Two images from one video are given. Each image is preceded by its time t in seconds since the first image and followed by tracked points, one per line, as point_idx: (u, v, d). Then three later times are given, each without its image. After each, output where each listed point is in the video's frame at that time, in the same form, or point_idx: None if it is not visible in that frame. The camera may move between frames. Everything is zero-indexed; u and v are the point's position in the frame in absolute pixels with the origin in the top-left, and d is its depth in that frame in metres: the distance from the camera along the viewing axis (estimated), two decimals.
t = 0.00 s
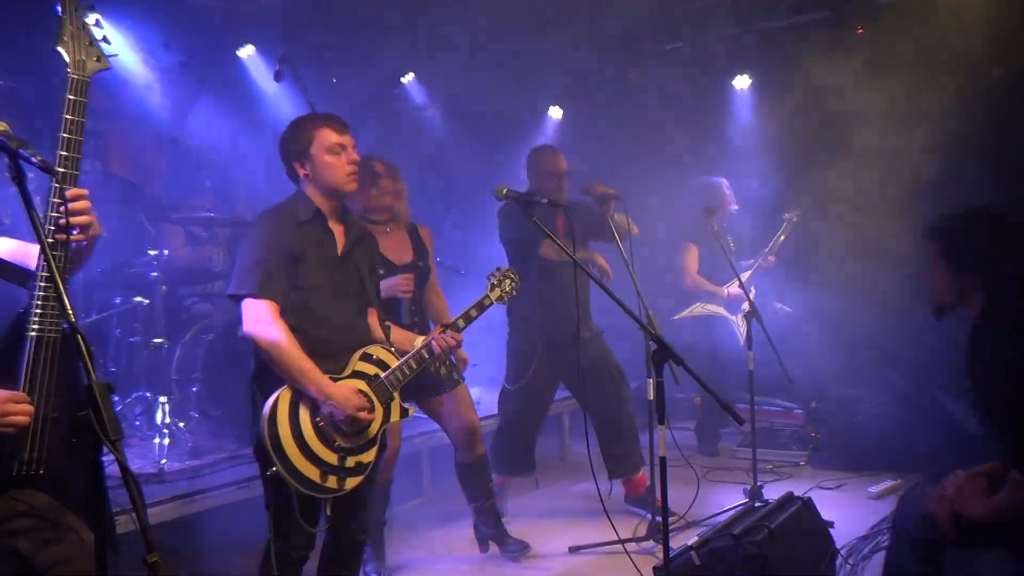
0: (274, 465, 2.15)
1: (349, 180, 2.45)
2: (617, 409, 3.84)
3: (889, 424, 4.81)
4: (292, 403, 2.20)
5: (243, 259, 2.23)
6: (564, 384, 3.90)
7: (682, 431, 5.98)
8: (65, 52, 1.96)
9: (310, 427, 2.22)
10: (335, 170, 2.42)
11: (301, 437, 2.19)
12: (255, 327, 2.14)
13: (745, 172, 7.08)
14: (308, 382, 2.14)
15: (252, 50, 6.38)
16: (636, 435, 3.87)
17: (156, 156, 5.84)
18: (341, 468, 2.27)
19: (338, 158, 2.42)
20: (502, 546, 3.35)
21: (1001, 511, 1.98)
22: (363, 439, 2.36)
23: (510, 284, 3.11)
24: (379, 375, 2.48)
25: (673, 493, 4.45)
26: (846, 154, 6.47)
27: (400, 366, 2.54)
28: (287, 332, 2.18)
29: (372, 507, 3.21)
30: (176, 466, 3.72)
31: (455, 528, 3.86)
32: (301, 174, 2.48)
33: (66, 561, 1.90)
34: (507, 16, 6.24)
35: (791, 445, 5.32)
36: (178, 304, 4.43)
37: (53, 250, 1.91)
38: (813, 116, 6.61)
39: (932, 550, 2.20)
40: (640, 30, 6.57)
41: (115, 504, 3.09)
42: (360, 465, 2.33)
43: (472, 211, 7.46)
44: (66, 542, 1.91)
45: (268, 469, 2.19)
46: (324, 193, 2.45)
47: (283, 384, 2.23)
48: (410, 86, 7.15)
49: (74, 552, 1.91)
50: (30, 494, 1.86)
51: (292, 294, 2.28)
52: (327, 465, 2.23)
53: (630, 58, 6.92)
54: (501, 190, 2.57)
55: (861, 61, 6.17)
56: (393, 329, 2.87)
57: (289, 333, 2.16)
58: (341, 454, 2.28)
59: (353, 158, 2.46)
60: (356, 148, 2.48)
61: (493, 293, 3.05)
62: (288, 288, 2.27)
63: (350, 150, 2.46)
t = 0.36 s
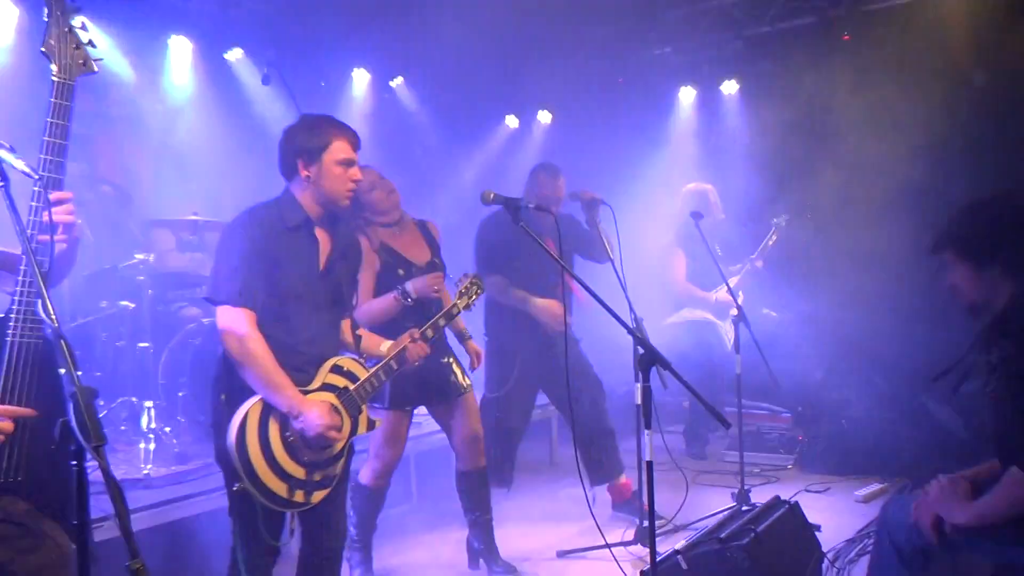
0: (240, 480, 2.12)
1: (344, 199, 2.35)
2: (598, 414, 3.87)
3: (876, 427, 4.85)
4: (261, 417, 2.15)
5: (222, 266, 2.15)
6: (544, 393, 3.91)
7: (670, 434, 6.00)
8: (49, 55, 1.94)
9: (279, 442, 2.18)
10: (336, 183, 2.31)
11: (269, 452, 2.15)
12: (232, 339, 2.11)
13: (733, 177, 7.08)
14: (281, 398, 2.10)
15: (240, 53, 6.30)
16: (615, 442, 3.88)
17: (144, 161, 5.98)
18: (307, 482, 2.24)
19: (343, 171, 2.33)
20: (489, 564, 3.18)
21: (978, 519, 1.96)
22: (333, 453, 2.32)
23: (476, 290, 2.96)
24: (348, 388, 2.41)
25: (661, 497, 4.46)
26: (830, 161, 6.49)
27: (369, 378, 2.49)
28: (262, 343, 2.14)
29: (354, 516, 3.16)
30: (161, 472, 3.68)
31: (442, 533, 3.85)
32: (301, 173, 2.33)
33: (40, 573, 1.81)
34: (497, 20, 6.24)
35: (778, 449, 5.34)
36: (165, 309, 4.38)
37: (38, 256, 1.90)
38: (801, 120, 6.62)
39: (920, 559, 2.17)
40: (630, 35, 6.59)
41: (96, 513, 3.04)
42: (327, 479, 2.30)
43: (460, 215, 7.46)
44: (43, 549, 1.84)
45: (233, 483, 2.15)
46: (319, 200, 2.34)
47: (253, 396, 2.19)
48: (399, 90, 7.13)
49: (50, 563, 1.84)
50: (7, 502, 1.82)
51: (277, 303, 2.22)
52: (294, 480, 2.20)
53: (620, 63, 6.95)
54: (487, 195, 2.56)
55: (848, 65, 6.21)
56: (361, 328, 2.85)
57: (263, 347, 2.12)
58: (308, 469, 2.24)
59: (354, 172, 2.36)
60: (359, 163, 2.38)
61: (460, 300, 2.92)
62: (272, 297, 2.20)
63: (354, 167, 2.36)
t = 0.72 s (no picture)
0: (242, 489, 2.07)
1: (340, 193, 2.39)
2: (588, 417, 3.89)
3: (866, 430, 4.87)
4: (262, 426, 2.11)
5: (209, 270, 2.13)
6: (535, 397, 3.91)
7: (661, 438, 6.00)
8: (29, 61, 1.94)
9: (279, 450, 2.14)
10: (331, 176, 2.34)
11: (270, 460, 2.11)
12: (235, 347, 2.06)
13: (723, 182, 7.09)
14: (287, 408, 2.07)
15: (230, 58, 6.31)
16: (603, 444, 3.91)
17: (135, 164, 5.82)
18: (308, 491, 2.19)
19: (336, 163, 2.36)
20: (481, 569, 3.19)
21: (972, 522, 1.98)
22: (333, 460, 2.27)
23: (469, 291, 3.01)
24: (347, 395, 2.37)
25: (653, 501, 4.47)
26: (816, 165, 6.50)
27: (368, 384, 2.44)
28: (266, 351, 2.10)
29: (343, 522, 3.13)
30: (149, 478, 3.66)
31: (434, 538, 3.84)
32: (293, 168, 2.33)
33: None
34: (485, 24, 6.25)
35: (769, 452, 5.36)
36: (153, 313, 4.37)
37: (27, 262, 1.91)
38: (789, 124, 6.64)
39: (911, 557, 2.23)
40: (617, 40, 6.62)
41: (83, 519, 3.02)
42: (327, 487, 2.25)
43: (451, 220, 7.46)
44: (29, 559, 1.81)
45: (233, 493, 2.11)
46: (314, 197, 2.35)
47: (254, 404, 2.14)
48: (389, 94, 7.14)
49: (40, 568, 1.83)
50: None
51: (270, 307, 2.19)
52: (294, 489, 2.16)
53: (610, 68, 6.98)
54: (477, 199, 2.57)
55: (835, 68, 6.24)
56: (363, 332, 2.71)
57: (266, 354, 2.08)
58: (308, 477, 2.19)
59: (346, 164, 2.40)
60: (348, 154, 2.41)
61: (455, 304, 2.96)
62: (269, 299, 2.19)
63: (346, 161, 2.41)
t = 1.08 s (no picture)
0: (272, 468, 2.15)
1: (400, 194, 2.40)
2: (587, 423, 3.88)
3: (864, 434, 4.87)
4: (302, 409, 2.20)
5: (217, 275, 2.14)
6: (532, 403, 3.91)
7: (658, 443, 6.00)
8: (48, 67, 1.97)
9: (314, 438, 2.21)
10: (387, 179, 2.38)
11: (302, 446, 2.18)
12: (288, 329, 2.17)
13: (722, 187, 7.09)
14: (322, 395, 2.12)
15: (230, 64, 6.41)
16: (602, 450, 3.91)
17: (132, 166, 5.84)
18: (334, 483, 2.23)
19: (393, 167, 2.39)
20: None
21: (960, 526, 1.99)
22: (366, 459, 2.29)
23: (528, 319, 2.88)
24: (388, 398, 2.38)
25: (650, 506, 4.46)
26: (815, 169, 6.52)
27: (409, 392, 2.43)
28: (318, 339, 2.18)
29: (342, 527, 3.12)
30: (147, 482, 3.65)
31: (432, 543, 3.83)
32: (356, 177, 2.46)
33: None
34: (484, 28, 6.27)
35: (767, 457, 5.36)
36: (153, 318, 4.37)
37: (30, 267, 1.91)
38: (786, 130, 6.66)
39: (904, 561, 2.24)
40: (617, 44, 6.64)
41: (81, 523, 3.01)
42: (355, 483, 2.28)
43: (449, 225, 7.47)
44: (25, 564, 1.82)
45: (266, 472, 2.19)
46: (374, 200, 2.42)
47: (301, 388, 2.24)
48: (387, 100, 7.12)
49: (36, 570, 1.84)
50: None
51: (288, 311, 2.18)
52: (320, 478, 2.21)
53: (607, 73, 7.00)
54: (476, 204, 2.57)
55: (833, 74, 6.27)
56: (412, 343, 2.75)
57: (317, 344, 2.16)
58: (337, 469, 2.24)
59: (407, 170, 2.43)
60: (411, 160, 2.44)
61: (510, 329, 2.86)
62: (287, 302, 2.18)
63: (407, 164, 2.43)
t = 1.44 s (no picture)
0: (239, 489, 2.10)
1: (382, 206, 2.43)
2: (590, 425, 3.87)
3: (865, 439, 4.87)
4: (269, 428, 2.16)
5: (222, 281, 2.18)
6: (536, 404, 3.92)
7: (659, 447, 5.99)
8: (61, 72, 1.99)
9: (282, 457, 2.16)
10: (365, 195, 2.41)
11: (270, 465, 2.14)
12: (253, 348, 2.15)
13: (722, 190, 7.09)
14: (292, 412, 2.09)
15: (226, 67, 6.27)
16: (602, 454, 3.90)
17: (133, 169, 5.79)
18: (304, 502, 2.20)
19: (370, 183, 2.43)
20: None
21: (965, 534, 1.98)
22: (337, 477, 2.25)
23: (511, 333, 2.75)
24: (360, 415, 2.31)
25: (651, 509, 4.46)
26: (816, 173, 6.50)
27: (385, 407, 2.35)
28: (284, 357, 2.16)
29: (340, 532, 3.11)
30: (145, 487, 3.64)
31: (432, 548, 3.82)
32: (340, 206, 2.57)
33: None
34: (485, 33, 6.28)
35: (767, 461, 5.35)
36: (152, 321, 4.36)
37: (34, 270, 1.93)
38: (787, 134, 6.66)
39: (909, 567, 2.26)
40: (618, 48, 6.59)
41: (78, 528, 3.00)
42: (325, 502, 2.24)
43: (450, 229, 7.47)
44: (25, 567, 1.79)
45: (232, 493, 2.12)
46: (356, 223, 2.46)
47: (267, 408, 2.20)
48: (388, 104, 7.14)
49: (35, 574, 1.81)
50: None
51: (286, 315, 2.19)
52: (290, 497, 2.17)
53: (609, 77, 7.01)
54: (476, 207, 2.57)
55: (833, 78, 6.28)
56: (389, 360, 2.63)
57: (282, 364, 2.14)
58: (307, 488, 2.21)
59: (386, 185, 2.47)
60: (389, 176, 2.49)
61: (491, 343, 2.72)
62: (286, 307, 2.19)
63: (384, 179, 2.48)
